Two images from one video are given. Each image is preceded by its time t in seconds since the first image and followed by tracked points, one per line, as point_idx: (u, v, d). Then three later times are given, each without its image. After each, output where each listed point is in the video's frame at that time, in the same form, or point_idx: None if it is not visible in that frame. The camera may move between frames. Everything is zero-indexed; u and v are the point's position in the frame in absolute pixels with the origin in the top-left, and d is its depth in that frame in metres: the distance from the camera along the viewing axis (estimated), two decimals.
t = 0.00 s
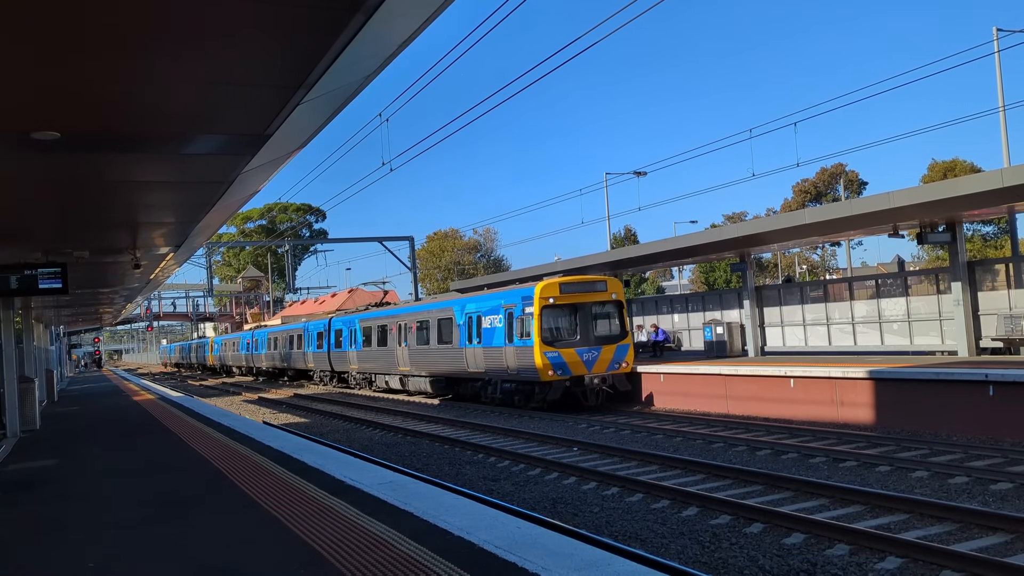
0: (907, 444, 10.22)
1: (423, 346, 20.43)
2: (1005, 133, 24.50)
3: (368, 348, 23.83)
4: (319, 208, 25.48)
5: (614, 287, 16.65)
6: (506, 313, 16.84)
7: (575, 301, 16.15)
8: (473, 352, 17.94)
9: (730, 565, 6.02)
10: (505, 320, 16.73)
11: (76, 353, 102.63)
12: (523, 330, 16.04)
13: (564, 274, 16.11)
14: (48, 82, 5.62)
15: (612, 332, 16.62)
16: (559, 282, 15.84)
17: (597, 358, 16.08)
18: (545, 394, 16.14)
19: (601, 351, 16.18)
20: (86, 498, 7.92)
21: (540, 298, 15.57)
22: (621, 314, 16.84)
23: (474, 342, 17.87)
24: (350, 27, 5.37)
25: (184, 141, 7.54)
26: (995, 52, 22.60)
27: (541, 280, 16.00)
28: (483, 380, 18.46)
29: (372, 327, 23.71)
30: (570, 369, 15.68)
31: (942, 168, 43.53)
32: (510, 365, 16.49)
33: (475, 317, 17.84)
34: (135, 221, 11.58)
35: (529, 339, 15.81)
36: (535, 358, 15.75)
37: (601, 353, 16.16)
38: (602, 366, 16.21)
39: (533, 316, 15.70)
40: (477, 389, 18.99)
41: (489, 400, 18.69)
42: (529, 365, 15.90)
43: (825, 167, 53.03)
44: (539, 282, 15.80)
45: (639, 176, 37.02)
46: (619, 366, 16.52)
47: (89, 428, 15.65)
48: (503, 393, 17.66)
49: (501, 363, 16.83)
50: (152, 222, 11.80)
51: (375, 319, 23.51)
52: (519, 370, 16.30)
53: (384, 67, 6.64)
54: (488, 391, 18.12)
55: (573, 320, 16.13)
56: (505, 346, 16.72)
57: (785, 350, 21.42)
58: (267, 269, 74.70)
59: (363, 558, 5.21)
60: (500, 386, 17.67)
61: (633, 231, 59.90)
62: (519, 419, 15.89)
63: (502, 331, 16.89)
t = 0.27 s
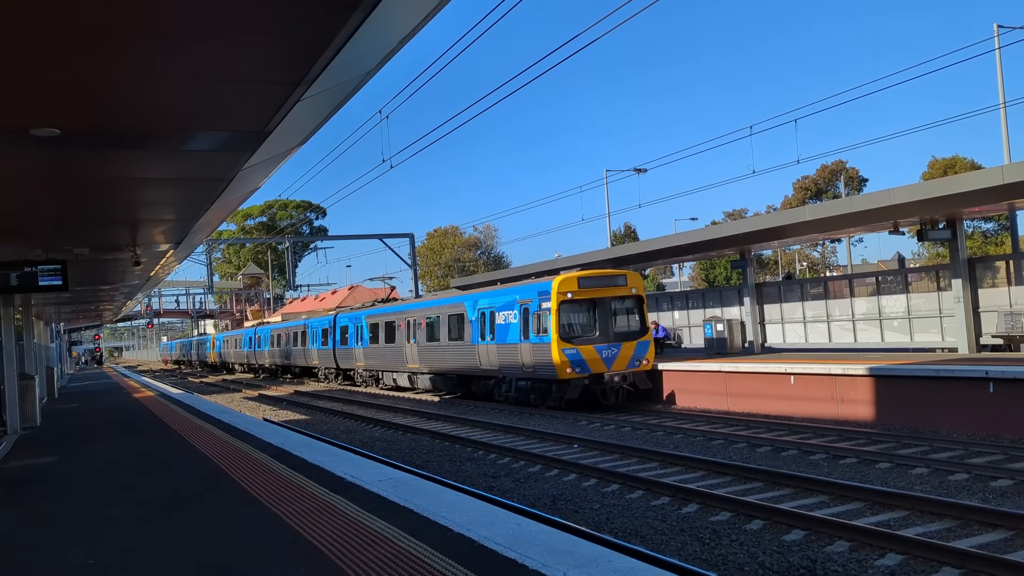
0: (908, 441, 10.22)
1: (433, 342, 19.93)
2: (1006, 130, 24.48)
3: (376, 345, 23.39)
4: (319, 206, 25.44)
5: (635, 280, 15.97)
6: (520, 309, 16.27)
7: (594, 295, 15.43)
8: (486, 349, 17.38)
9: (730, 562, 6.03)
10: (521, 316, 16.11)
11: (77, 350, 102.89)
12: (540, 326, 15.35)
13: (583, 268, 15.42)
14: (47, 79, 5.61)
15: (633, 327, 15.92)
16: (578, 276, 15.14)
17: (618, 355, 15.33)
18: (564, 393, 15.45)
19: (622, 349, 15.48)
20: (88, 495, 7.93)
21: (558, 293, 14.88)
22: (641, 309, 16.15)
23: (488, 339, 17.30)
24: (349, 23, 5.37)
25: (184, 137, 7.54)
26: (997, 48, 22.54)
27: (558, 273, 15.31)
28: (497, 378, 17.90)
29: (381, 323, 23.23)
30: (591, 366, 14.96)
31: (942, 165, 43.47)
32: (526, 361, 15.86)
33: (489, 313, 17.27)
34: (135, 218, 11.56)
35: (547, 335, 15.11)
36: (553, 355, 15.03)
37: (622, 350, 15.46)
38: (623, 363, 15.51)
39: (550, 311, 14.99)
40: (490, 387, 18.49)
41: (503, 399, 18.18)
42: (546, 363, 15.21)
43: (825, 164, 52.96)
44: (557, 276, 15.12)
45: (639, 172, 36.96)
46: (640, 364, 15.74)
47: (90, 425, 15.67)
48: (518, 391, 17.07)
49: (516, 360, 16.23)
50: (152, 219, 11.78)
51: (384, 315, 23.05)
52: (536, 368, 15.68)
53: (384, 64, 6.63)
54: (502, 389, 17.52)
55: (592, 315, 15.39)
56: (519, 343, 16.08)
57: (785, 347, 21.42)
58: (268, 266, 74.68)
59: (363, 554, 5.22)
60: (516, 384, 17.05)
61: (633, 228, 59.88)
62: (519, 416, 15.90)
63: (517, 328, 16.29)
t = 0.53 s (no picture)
0: (907, 437, 10.23)
1: (442, 338, 19.32)
2: (1006, 126, 24.47)
3: (383, 341, 22.86)
4: (318, 202, 25.42)
5: (656, 274, 15.50)
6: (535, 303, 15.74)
7: (613, 289, 14.99)
8: (499, 345, 16.82)
9: (729, 558, 6.04)
10: (537, 310, 15.59)
11: (77, 346, 103.05)
12: (557, 321, 14.87)
13: (601, 261, 14.96)
14: (45, 75, 5.61)
15: (653, 323, 15.46)
16: (596, 269, 14.69)
17: (639, 351, 14.96)
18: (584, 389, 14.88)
19: (643, 345, 15.04)
20: (88, 491, 7.94)
21: (576, 287, 14.43)
22: (663, 303, 15.66)
23: (501, 335, 16.75)
24: (348, 19, 5.36)
25: (184, 133, 7.53)
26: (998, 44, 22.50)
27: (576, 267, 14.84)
28: (511, 374, 17.28)
29: (388, 318, 22.65)
30: (610, 362, 14.59)
31: (942, 161, 43.43)
32: (543, 356, 15.33)
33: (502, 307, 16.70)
34: (135, 213, 11.55)
35: (565, 330, 14.64)
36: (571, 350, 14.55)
37: (642, 347, 15.02)
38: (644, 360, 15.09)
39: (569, 306, 14.52)
40: (503, 383, 17.94)
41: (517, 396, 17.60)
42: (565, 359, 14.73)
43: (825, 159, 52.92)
44: (575, 269, 14.66)
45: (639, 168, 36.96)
46: (661, 361, 15.30)
47: (90, 420, 15.69)
48: (534, 388, 16.42)
49: (532, 355, 15.69)
50: (152, 215, 11.77)
51: (391, 310, 22.48)
52: (554, 365, 15.12)
53: (384, 59, 6.62)
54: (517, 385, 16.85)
55: (611, 310, 14.96)
56: (536, 338, 15.55)
57: (785, 343, 21.43)
58: (267, 262, 74.69)
59: (363, 550, 5.23)
60: (532, 381, 16.37)
61: (633, 224, 59.87)
62: (519, 412, 15.92)
63: (533, 322, 15.75)
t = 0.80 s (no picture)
0: (907, 433, 10.24)
1: (453, 333, 18.80)
2: (1006, 123, 24.48)
3: (389, 337, 22.37)
4: (318, 198, 25.37)
5: (680, 266, 14.87)
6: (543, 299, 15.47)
7: (635, 282, 14.37)
8: (514, 341, 16.30)
9: (729, 554, 6.05)
10: (554, 305, 15.06)
11: (77, 342, 103.21)
12: (577, 315, 14.32)
13: (623, 253, 14.35)
14: (44, 71, 5.60)
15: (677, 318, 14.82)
16: (619, 262, 14.08)
17: (662, 348, 14.28)
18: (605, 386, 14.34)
19: (666, 341, 14.39)
20: (89, 487, 7.95)
21: (598, 279, 13.84)
22: (687, 298, 15.03)
23: (516, 330, 16.23)
24: (347, 15, 5.35)
25: (183, 129, 7.52)
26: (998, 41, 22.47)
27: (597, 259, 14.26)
28: (526, 371, 16.68)
29: (395, 314, 22.09)
30: (632, 358, 13.95)
31: (942, 157, 43.42)
32: (561, 353, 14.82)
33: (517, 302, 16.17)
34: (135, 210, 11.54)
35: (586, 325, 14.09)
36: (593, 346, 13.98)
37: (666, 343, 14.37)
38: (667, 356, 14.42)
39: (590, 300, 13.96)
40: (518, 381, 17.31)
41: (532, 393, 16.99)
42: (585, 355, 14.18)
43: (825, 156, 52.91)
44: (597, 262, 14.05)
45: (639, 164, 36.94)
46: (685, 357, 14.63)
47: (90, 417, 15.70)
48: (551, 386, 15.79)
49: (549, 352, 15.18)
50: (152, 211, 11.75)
51: (398, 306, 21.93)
52: (573, 363, 14.56)
53: (383, 55, 6.60)
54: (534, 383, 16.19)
55: (634, 304, 14.34)
56: (553, 334, 15.04)
57: (785, 339, 21.44)
58: (268, 258, 74.70)
59: (363, 546, 5.24)
60: (550, 379, 15.72)
61: (633, 220, 59.80)
62: (519, 408, 15.93)
63: (550, 318, 15.23)
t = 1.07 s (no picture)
0: (907, 431, 10.24)
1: (465, 331, 18.42)
2: (1006, 122, 24.48)
3: (397, 335, 22.02)
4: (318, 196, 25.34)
5: (704, 262, 14.43)
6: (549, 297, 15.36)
7: (658, 279, 13.95)
8: (529, 338, 15.91)
9: (729, 552, 6.05)
10: (573, 302, 14.65)
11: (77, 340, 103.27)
12: (598, 312, 13.92)
13: (646, 248, 13.96)
14: (44, 70, 5.60)
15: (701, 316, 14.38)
16: (641, 256, 13.68)
17: (686, 346, 13.83)
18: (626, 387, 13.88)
19: (691, 340, 13.94)
20: (90, 485, 7.95)
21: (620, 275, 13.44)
22: (711, 294, 14.59)
23: (532, 327, 15.84)
24: (347, 14, 5.35)
25: (183, 127, 7.51)
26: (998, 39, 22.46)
27: (619, 254, 13.87)
28: (542, 369, 16.25)
29: (404, 311, 21.68)
30: (656, 357, 13.51)
31: (942, 155, 43.42)
32: (581, 351, 14.39)
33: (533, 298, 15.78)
34: (135, 208, 11.53)
35: (608, 322, 13.68)
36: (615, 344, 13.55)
37: (690, 341, 13.92)
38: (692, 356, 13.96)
39: (612, 296, 13.57)
40: (534, 381, 16.82)
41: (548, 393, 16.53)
42: (607, 353, 13.75)
43: (825, 154, 52.92)
44: (618, 257, 13.66)
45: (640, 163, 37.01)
46: (710, 356, 14.17)
47: (90, 415, 15.71)
48: (569, 386, 15.33)
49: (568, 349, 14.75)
50: (152, 209, 11.74)
51: (406, 303, 21.53)
52: (594, 361, 14.13)
53: (383, 54, 6.60)
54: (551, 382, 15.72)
55: (657, 301, 13.93)
56: (572, 332, 14.64)
57: (785, 338, 21.45)
58: (268, 256, 74.71)
59: (363, 544, 5.25)
60: (569, 378, 15.26)
61: (633, 218, 59.74)
62: (519, 406, 15.94)
63: (568, 315, 14.83)
